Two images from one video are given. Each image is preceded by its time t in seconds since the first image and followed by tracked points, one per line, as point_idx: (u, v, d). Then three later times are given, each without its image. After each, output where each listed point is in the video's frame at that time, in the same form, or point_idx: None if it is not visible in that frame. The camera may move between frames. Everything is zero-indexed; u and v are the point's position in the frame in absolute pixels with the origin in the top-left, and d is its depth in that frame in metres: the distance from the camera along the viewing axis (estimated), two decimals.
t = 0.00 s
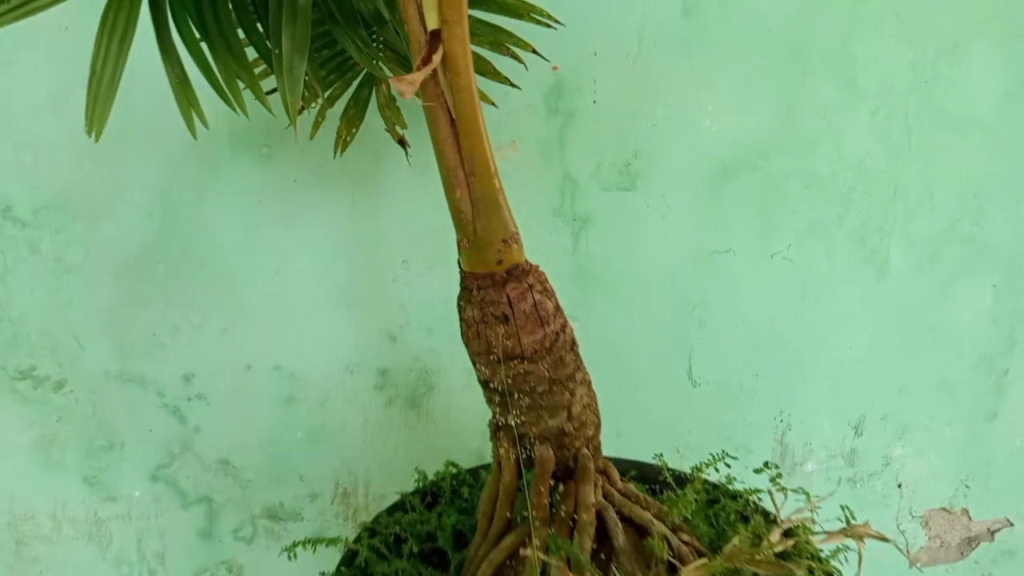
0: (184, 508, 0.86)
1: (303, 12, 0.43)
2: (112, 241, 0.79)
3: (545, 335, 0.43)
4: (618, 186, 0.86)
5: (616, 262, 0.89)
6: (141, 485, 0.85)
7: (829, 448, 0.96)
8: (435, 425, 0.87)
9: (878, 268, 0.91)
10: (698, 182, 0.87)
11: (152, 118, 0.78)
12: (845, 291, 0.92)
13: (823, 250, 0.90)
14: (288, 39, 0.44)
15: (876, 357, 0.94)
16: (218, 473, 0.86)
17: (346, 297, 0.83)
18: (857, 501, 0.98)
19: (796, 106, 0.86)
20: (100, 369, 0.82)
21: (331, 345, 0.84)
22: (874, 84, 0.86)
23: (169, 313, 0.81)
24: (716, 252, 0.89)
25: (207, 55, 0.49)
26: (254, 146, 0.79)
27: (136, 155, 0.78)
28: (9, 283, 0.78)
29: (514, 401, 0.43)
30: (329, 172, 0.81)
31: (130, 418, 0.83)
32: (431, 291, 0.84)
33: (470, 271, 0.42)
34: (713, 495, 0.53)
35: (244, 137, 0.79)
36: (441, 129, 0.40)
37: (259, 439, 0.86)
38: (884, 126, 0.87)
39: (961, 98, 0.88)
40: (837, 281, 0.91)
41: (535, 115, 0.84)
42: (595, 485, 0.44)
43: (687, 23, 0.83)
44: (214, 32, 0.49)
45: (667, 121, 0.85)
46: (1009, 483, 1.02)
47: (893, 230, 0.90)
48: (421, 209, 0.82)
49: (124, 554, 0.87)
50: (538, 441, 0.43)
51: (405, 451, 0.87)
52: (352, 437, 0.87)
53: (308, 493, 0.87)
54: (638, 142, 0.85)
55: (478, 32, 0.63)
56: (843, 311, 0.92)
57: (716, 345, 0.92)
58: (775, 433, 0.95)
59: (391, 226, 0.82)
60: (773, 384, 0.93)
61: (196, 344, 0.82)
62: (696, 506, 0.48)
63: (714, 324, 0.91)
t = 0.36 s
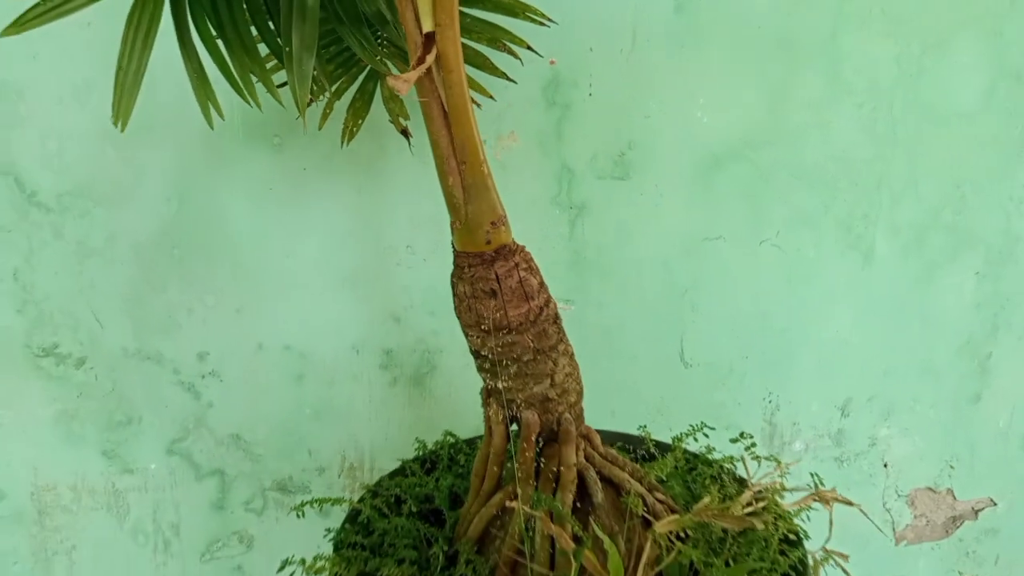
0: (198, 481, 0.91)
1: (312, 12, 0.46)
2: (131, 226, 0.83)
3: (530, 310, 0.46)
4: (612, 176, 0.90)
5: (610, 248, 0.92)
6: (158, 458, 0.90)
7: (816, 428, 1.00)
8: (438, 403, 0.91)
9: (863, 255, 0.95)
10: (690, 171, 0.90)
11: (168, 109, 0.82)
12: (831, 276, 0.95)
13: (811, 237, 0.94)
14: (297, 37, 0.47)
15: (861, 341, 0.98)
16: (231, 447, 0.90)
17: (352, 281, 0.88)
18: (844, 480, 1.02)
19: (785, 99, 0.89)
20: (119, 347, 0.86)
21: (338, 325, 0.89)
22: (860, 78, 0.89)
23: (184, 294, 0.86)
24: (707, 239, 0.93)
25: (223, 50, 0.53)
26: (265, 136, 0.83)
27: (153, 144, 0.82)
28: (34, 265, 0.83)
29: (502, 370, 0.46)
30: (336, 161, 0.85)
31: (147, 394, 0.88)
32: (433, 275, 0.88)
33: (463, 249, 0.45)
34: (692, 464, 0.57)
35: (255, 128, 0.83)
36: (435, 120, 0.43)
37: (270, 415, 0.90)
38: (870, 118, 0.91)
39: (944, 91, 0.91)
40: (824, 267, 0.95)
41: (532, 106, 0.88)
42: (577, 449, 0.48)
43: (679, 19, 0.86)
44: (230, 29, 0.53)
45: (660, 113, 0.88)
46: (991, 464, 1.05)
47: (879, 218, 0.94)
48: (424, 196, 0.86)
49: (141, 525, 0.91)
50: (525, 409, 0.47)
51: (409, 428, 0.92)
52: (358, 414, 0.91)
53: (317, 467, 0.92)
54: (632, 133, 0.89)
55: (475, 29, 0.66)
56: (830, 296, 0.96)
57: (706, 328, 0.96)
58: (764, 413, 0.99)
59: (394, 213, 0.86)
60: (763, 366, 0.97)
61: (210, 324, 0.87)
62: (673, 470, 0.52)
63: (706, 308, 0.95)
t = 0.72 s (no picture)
0: (215, 459, 0.95)
1: (326, 15, 0.50)
2: (153, 216, 0.88)
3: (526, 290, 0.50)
4: (611, 170, 0.94)
5: (609, 239, 0.96)
6: (177, 438, 0.94)
7: (808, 415, 1.04)
8: (443, 387, 0.95)
9: (853, 247, 0.99)
10: (686, 166, 0.94)
11: (189, 106, 0.86)
12: (822, 268, 0.99)
13: (803, 230, 0.97)
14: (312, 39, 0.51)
15: (852, 330, 1.01)
16: (246, 427, 0.95)
17: (362, 269, 0.92)
18: (834, 465, 1.06)
19: (777, 96, 0.92)
20: (141, 331, 0.91)
21: (348, 312, 0.93)
22: (851, 76, 0.93)
23: (203, 281, 0.90)
24: (701, 231, 0.97)
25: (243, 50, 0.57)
26: (279, 131, 0.88)
27: (174, 138, 0.86)
28: (61, 252, 0.87)
29: (501, 346, 0.50)
30: (346, 155, 0.89)
31: (167, 376, 0.92)
32: (438, 264, 0.92)
33: (464, 235, 0.49)
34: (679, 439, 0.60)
35: (270, 123, 0.87)
36: (439, 116, 0.47)
37: (283, 397, 0.94)
38: (861, 115, 0.94)
39: (932, 89, 0.94)
40: (816, 259, 0.98)
41: (534, 103, 0.92)
42: (570, 420, 0.52)
43: (675, 19, 0.90)
44: (250, 30, 0.56)
45: (655, 110, 0.92)
46: (979, 452, 1.08)
47: (869, 212, 0.97)
48: (430, 188, 0.90)
49: (161, 501, 0.96)
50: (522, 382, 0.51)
51: (415, 410, 0.96)
52: (367, 397, 0.95)
53: (327, 447, 0.96)
54: (629, 129, 0.93)
55: (478, 31, 0.70)
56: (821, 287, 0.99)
57: (701, 317, 0.99)
58: (757, 400, 1.02)
59: (402, 205, 0.90)
60: (756, 354, 1.01)
61: (226, 310, 0.91)
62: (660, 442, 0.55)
63: (701, 298, 0.99)
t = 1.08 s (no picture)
0: (229, 439, 1.00)
1: (340, 21, 0.55)
2: (174, 207, 0.93)
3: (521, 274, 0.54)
4: (609, 167, 0.98)
5: (606, 233, 1.01)
6: (193, 418, 0.99)
7: (797, 404, 1.08)
8: (446, 373, 1.00)
9: (841, 243, 1.03)
10: (680, 164, 0.99)
11: (210, 103, 0.91)
12: (811, 262, 1.03)
13: (792, 226, 1.02)
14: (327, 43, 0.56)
15: (840, 323, 1.06)
16: (259, 409, 1.00)
17: (370, 260, 0.97)
18: (822, 453, 1.10)
19: (768, 98, 0.97)
20: (161, 316, 0.95)
21: (358, 301, 0.98)
22: (838, 79, 0.98)
23: (220, 269, 0.95)
24: (695, 227, 1.01)
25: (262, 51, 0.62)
26: (294, 128, 0.92)
27: (194, 133, 0.91)
28: (87, 241, 0.92)
29: (496, 325, 0.54)
30: (357, 151, 0.94)
31: (185, 359, 0.97)
32: (443, 255, 0.97)
33: (464, 222, 0.53)
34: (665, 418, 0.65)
35: (285, 120, 0.92)
36: (442, 115, 0.51)
37: (295, 381, 0.99)
38: (848, 117, 0.99)
39: (916, 92, 0.99)
40: (805, 254, 1.03)
41: (536, 103, 0.96)
42: (560, 395, 0.56)
43: (670, 25, 0.95)
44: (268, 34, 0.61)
45: (651, 109, 0.97)
46: (963, 442, 1.12)
47: (856, 210, 1.02)
48: (436, 184, 0.95)
49: (177, 479, 1.00)
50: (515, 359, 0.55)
51: (420, 395, 1.01)
52: (374, 381, 1.00)
53: (336, 429, 1.01)
54: (626, 128, 0.97)
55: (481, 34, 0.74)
56: (810, 281, 1.04)
57: (695, 309, 1.04)
58: (747, 389, 1.07)
59: (409, 199, 0.95)
60: (747, 345, 1.05)
61: (242, 297, 0.96)
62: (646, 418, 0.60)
63: (694, 291, 1.03)
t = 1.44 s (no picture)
0: (241, 425, 1.05)
1: (354, 31, 0.59)
2: (193, 202, 0.98)
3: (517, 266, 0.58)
4: (607, 170, 1.03)
5: (605, 233, 1.05)
6: (207, 404, 1.04)
7: (786, 401, 1.12)
8: (449, 365, 1.05)
9: (830, 247, 1.07)
10: (676, 168, 1.03)
11: (228, 103, 0.96)
12: (801, 265, 1.07)
13: (783, 229, 1.06)
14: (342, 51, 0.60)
15: (829, 324, 1.10)
16: (270, 396, 1.04)
17: (378, 255, 1.01)
18: (810, 449, 1.14)
19: (760, 106, 1.02)
20: (179, 306, 1.00)
21: (366, 294, 1.02)
22: (829, 89, 1.02)
23: (236, 261, 1.00)
24: (690, 229, 1.05)
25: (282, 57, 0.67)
26: (308, 128, 0.97)
27: (214, 132, 0.96)
28: (110, 232, 0.97)
29: (493, 313, 0.58)
30: (367, 151, 0.99)
31: (201, 347, 1.02)
32: (448, 251, 1.02)
33: (465, 217, 0.57)
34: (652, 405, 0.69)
35: (300, 121, 0.97)
36: (446, 118, 0.56)
37: (304, 369, 1.04)
38: (837, 125, 1.03)
39: (903, 102, 1.03)
40: (795, 256, 1.07)
41: (538, 108, 1.01)
42: (552, 379, 0.60)
43: (667, 35, 0.99)
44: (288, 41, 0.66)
45: (649, 116, 1.02)
46: (948, 442, 1.16)
47: (844, 215, 1.06)
48: (442, 183, 1.00)
49: (190, 462, 1.05)
50: (511, 345, 0.59)
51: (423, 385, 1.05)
52: (380, 372, 1.05)
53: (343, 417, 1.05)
54: (624, 133, 1.02)
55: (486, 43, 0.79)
56: (800, 283, 1.08)
57: (688, 308, 1.08)
58: (738, 386, 1.11)
59: (416, 197, 1.00)
60: (739, 343, 1.09)
61: (256, 288, 1.01)
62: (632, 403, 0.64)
63: (688, 290, 1.07)
